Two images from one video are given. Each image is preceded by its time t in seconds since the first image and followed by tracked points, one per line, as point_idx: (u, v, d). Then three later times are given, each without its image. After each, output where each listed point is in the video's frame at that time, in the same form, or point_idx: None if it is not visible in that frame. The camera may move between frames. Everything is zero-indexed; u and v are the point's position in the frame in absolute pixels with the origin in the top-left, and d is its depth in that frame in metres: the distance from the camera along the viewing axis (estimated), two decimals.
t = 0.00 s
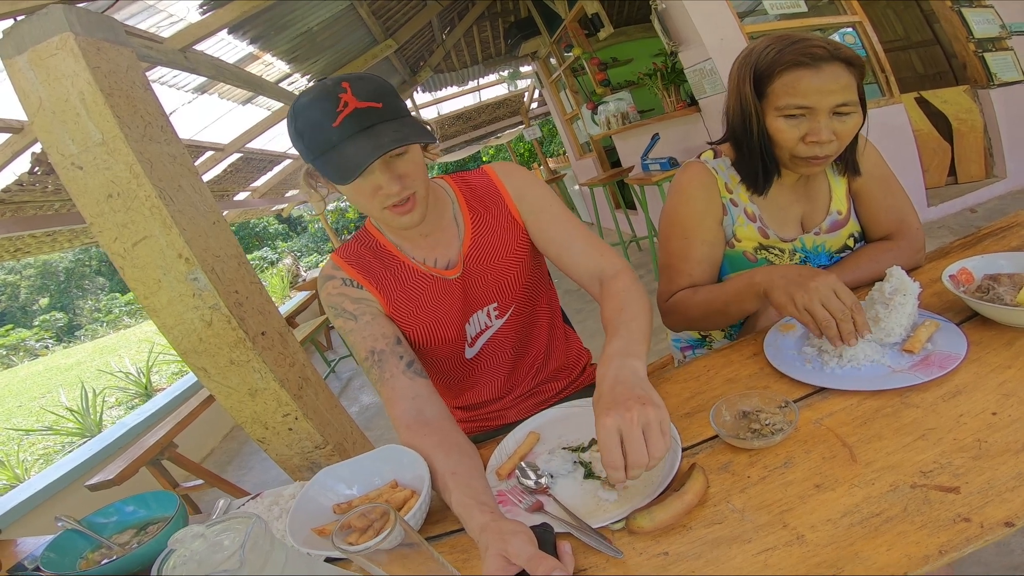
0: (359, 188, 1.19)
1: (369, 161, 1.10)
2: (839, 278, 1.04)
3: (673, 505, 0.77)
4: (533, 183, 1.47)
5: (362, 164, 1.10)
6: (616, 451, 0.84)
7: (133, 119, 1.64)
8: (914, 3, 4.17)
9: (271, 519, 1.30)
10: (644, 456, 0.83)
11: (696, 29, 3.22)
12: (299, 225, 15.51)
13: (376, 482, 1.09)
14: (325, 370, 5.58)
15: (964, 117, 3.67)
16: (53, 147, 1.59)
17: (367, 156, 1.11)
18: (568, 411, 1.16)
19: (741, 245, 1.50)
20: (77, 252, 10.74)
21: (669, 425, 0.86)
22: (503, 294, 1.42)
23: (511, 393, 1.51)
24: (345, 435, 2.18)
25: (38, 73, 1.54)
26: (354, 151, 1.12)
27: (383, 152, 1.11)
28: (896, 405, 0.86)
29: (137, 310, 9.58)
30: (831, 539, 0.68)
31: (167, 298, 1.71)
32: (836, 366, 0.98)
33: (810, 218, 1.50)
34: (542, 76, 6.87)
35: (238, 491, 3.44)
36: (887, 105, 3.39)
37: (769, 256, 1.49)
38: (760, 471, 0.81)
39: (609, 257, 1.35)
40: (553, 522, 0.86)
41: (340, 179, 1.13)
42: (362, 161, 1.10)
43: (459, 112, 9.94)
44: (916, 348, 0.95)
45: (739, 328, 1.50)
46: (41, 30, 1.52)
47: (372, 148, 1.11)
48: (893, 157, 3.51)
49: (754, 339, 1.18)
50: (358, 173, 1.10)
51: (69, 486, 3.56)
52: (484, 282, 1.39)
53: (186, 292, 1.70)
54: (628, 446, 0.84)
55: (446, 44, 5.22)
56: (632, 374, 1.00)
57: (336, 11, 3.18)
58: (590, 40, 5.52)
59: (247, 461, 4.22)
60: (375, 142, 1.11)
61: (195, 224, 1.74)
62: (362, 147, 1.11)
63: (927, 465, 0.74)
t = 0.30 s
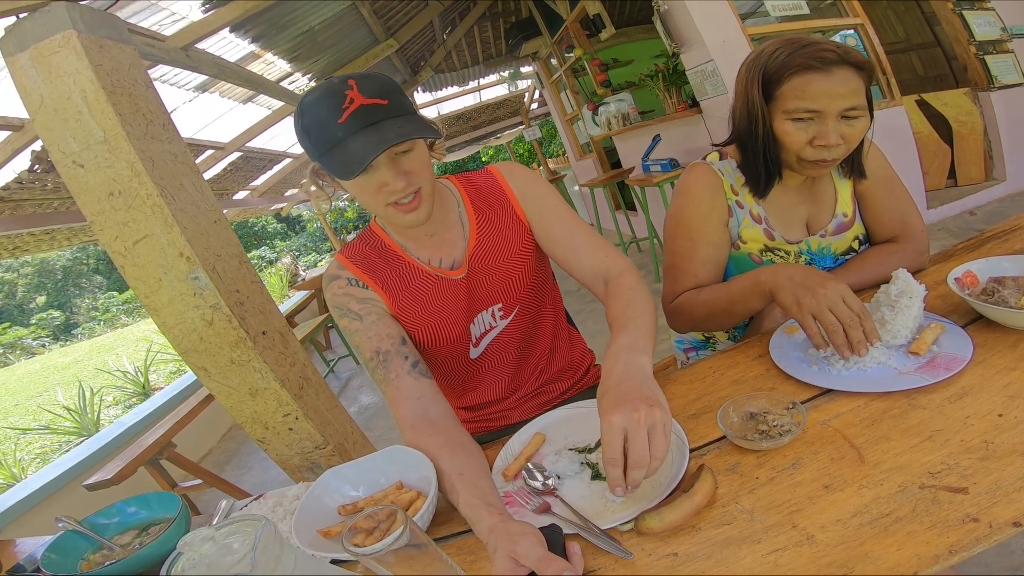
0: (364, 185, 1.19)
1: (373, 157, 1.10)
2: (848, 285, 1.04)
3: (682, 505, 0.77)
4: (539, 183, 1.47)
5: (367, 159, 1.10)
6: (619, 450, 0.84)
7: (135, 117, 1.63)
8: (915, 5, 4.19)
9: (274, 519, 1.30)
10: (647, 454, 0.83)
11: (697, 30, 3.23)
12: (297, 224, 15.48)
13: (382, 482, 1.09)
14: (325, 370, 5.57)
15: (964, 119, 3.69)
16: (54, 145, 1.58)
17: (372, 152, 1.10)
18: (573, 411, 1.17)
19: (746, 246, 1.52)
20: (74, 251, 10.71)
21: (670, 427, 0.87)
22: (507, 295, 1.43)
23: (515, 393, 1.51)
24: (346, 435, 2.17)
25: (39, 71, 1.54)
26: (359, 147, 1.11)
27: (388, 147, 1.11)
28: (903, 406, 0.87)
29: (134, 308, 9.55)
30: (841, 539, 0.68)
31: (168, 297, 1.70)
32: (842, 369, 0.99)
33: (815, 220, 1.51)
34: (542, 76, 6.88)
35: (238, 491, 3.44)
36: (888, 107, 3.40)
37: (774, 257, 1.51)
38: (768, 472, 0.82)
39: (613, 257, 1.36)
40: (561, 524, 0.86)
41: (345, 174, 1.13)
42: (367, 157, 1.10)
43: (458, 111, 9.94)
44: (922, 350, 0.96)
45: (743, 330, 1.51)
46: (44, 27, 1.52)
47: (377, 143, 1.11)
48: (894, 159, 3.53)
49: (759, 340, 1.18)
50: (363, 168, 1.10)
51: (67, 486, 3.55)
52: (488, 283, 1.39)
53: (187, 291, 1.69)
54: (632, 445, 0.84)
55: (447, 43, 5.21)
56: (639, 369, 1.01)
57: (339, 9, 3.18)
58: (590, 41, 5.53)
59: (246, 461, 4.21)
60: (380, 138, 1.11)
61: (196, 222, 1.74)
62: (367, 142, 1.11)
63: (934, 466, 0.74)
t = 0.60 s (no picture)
0: (366, 182, 1.19)
1: (376, 154, 1.10)
2: (850, 295, 1.05)
3: (678, 507, 0.77)
4: (538, 183, 1.47)
5: (370, 156, 1.10)
6: (614, 456, 0.85)
7: (134, 115, 1.63)
8: (915, 8, 4.20)
9: (270, 519, 1.29)
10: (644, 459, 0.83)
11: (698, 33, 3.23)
12: (296, 224, 15.46)
13: (379, 482, 1.09)
14: (322, 370, 5.56)
15: (962, 122, 3.69)
16: (53, 143, 1.58)
17: (375, 149, 1.10)
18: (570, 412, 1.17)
19: (744, 249, 1.52)
20: (71, 248, 10.69)
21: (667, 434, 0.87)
22: (506, 295, 1.43)
23: (513, 394, 1.51)
24: (343, 435, 2.17)
25: (39, 68, 1.53)
26: (362, 144, 1.11)
27: (391, 144, 1.11)
28: (898, 409, 0.87)
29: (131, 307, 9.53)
30: (836, 541, 0.68)
31: (165, 296, 1.70)
32: (839, 371, 0.99)
33: (814, 222, 1.51)
34: (542, 77, 6.88)
35: (233, 490, 3.43)
36: (887, 110, 3.42)
37: (772, 260, 1.51)
38: (764, 473, 0.82)
39: (612, 260, 1.36)
40: (558, 525, 0.86)
41: (347, 171, 1.13)
42: (369, 154, 1.10)
43: (458, 112, 9.94)
44: (918, 353, 0.96)
45: (741, 333, 1.51)
46: (44, 25, 1.51)
47: (381, 140, 1.11)
48: (893, 162, 3.54)
49: (756, 342, 1.19)
50: (365, 166, 1.10)
51: (61, 484, 3.53)
52: (487, 283, 1.39)
53: (184, 289, 1.69)
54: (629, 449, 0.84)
55: (447, 44, 5.21)
56: (639, 373, 1.01)
57: (340, 8, 3.17)
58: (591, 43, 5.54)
59: (242, 460, 4.19)
60: (383, 135, 1.11)
61: (194, 221, 1.73)
62: (370, 140, 1.11)
63: (929, 469, 0.75)
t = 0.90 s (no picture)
0: (362, 184, 1.18)
1: (373, 156, 1.10)
2: (850, 296, 1.04)
3: (672, 507, 0.77)
4: (535, 183, 1.46)
5: (367, 158, 1.10)
6: (596, 466, 0.84)
7: (132, 115, 1.63)
8: (915, 9, 4.20)
9: (265, 518, 1.29)
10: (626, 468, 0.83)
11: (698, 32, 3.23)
12: (296, 223, 15.47)
13: (374, 482, 1.09)
14: (320, 369, 5.56)
15: (961, 123, 3.69)
16: (51, 142, 1.58)
17: (371, 151, 1.10)
18: (565, 412, 1.16)
19: (741, 250, 1.51)
20: (70, 247, 10.69)
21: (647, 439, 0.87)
22: (503, 296, 1.42)
23: (510, 394, 1.51)
24: (340, 434, 2.17)
25: (37, 67, 1.53)
26: (360, 145, 1.11)
27: (388, 146, 1.10)
28: (893, 410, 0.87)
29: (130, 306, 9.51)
30: (829, 543, 0.68)
31: (163, 295, 1.70)
32: (835, 373, 0.98)
33: (810, 223, 1.51)
34: (542, 77, 6.88)
35: (231, 490, 3.43)
36: (887, 111, 3.42)
37: (769, 262, 1.51)
38: (758, 475, 0.82)
39: (608, 262, 1.35)
40: (552, 525, 0.86)
41: (344, 173, 1.12)
42: (366, 157, 1.10)
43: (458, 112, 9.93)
44: (914, 355, 0.96)
45: (737, 334, 1.51)
46: (42, 24, 1.51)
47: (378, 143, 1.11)
48: (892, 163, 3.54)
49: (753, 343, 1.18)
50: (362, 168, 1.10)
51: (59, 483, 3.53)
52: (484, 284, 1.39)
53: (181, 288, 1.69)
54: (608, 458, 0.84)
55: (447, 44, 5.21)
56: (619, 383, 1.00)
57: (339, 7, 3.17)
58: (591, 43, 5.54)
59: (239, 460, 4.19)
60: (381, 138, 1.11)
61: (192, 220, 1.73)
62: (368, 142, 1.11)
63: (924, 470, 0.74)
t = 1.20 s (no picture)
0: (360, 188, 1.19)
1: (371, 160, 1.10)
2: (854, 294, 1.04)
3: (673, 506, 0.77)
4: (534, 183, 1.47)
5: (365, 162, 1.10)
6: (598, 465, 0.84)
7: (133, 115, 1.63)
8: (915, 9, 4.21)
9: (266, 518, 1.29)
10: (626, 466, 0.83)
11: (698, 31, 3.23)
12: (296, 223, 15.48)
13: (375, 481, 1.09)
14: (321, 369, 5.57)
15: (962, 123, 3.69)
16: (52, 142, 1.58)
17: (369, 155, 1.10)
18: (565, 412, 1.17)
19: (741, 250, 1.51)
20: (71, 247, 10.71)
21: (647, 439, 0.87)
22: (503, 296, 1.43)
23: (510, 394, 1.51)
24: (341, 434, 2.17)
25: (38, 67, 1.53)
26: (359, 149, 1.11)
27: (385, 150, 1.10)
28: (894, 409, 0.87)
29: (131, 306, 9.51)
30: (830, 541, 0.68)
31: (164, 295, 1.70)
32: (836, 372, 0.98)
33: (811, 223, 1.51)
34: (542, 77, 6.88)
35: (232, 490, 3.43)
36: (887, 110, 3.42)
37: (769, 261, 1.51)
38: (759, 473, 0.82)
39: (607, 263, 1.35)
40: (553, 524, 0.86)
41: (342, 178, 1.12)
42: (364, 160, 1.10)
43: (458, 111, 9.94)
44: (915, 353, 0.96)
45: (738, 334, 1.51)
46: (43, 24, 1.51)
47: (376, 146, 1.11)
48: (893, 162, 3.53)
49: (753, 342, 1.19)
50: (361, 171, 1.10)
51: (60, 484, 3.53)
52: (484, 284, 1.39)
53: (182, 288, 1.69)
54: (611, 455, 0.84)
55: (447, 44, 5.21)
56: (618, 383, 1.00)
57: (340, 7, 3.17)
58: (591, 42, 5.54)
59: (240, 460, 4.19)
60: (378, 142, 1.11)
61: (193, 220, 1.73)
62: (366, 146, 1.11)
63: (925, 469, 0.74)
